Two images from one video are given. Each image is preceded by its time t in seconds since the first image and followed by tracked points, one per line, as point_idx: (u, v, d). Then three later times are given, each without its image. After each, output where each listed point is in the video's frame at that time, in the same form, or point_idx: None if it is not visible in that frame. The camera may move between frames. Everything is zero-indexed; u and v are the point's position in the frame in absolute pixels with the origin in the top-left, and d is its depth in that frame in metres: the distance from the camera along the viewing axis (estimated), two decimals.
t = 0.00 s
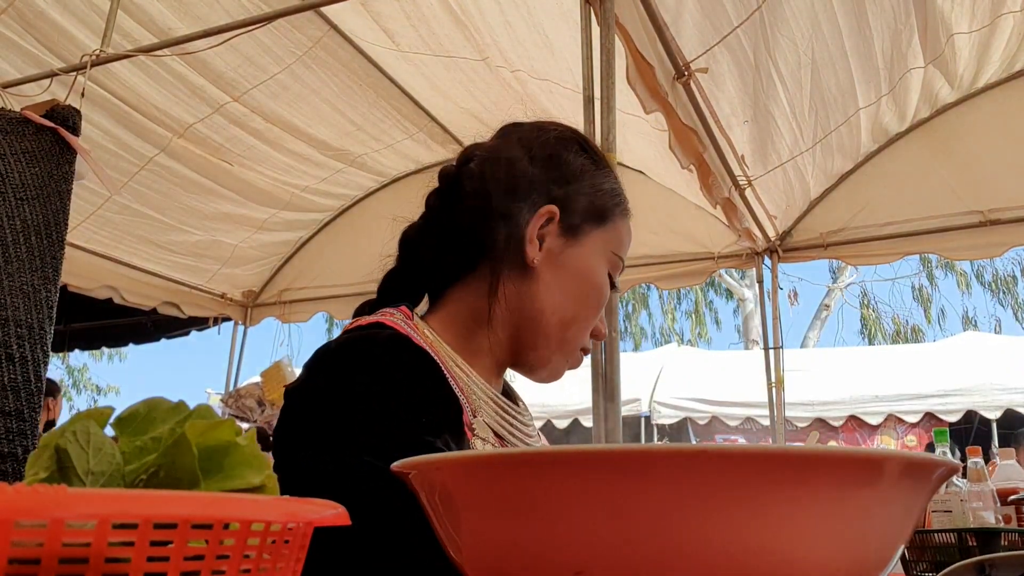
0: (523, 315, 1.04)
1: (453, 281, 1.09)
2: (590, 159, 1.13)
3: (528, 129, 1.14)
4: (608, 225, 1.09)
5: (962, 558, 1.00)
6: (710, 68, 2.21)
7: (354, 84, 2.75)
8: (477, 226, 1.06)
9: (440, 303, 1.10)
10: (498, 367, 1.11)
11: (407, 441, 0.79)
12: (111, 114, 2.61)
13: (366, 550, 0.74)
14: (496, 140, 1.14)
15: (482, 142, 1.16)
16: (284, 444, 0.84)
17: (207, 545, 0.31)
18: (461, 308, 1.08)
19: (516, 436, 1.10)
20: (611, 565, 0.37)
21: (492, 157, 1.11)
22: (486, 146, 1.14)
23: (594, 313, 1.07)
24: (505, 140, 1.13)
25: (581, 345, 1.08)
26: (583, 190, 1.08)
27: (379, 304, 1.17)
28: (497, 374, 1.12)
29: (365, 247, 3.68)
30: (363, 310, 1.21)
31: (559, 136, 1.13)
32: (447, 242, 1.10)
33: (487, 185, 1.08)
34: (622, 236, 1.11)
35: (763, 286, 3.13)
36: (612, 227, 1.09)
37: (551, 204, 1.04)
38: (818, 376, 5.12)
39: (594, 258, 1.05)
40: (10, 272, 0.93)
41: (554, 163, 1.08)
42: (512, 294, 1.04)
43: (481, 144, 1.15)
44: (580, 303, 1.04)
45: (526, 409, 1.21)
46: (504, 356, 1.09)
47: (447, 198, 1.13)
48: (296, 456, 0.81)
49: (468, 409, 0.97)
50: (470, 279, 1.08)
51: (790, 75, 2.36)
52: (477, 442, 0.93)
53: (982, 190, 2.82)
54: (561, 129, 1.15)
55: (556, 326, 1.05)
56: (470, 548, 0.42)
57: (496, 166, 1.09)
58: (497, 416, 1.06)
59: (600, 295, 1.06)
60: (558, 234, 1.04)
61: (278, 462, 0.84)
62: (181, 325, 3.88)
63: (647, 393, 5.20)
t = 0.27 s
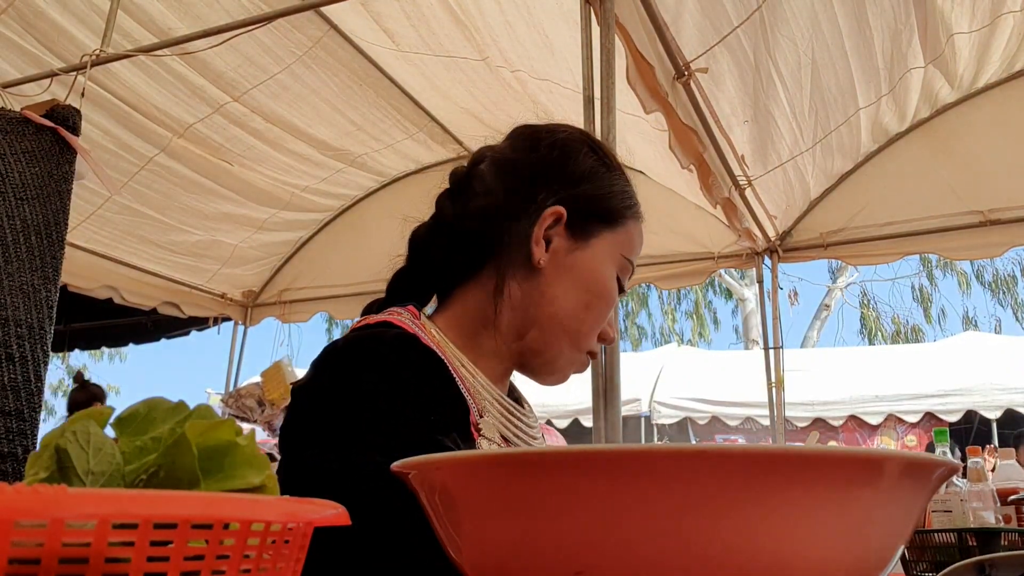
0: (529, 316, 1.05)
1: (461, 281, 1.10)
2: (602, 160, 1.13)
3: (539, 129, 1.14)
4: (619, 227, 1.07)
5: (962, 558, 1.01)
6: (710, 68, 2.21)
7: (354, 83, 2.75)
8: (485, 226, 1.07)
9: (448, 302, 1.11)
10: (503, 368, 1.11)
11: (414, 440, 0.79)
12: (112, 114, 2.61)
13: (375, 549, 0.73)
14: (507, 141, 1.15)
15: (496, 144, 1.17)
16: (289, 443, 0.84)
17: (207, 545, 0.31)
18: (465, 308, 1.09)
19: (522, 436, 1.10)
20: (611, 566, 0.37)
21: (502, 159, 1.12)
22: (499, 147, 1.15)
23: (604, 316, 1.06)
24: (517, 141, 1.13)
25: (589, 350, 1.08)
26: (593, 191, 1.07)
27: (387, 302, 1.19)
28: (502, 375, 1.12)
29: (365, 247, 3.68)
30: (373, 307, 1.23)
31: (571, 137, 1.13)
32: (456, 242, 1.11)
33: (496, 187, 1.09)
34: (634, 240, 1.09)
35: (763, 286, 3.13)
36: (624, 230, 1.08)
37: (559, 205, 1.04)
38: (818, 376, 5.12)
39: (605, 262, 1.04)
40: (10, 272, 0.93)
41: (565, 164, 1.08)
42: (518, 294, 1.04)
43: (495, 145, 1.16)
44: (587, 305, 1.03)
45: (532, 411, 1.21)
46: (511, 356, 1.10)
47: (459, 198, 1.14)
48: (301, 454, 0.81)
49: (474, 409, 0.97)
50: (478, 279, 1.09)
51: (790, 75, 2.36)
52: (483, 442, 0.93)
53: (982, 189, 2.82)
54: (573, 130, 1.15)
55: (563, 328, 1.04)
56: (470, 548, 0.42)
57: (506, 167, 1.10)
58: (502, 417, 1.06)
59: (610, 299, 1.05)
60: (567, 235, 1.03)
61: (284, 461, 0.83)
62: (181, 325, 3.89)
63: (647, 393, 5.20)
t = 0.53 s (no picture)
0: (534, 319, 1.05)
1: (468, 282, 1.11)
2: (614, 165, 1.13)
3: (552, 133, 1.13)
4: (628, 234, 1.07)
5: (962, 558, 1.00)
6: (710, 68, 2.21)
7: (354, 83, 2.75)
8: (494, 228, 1.08)
9: (454, 301, 1.12)
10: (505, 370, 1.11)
11: (414, 440, 0.79)
12: (111, 114, 2.61)
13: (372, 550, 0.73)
14: (519, 144, 1.15)
15: (509, 147, 1.17)
16: (289, 442, 0.84)
17: (207, 545, 0.31)
18: (468, 309, 1.09)
19: (521, 437, 1.10)
20: (612, 566, 0.37)
21: (514, 161, 1.12)
22: (511, 150, 1.15)
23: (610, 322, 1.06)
24: (528, 144, 1.14)
25: (592, 355, 1.07)
26: (604, 196, 1.07)
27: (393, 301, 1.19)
28: (504, 377, 1.12)
29: (365, 247, 3.68)
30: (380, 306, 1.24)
31: (583, 142, 1.13)
32: (464, 244, 1.12)
33: (507, 189, 1.10)
34: (643, 247, 1.09)
35: (763, 285, 3.13)
36: (633, 237, 1.07)
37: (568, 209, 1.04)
38: (819, 376, 5.12)
39: (613, 268, 1.04)
40: (10, 272, 0.93)
41: (576, 169, 1.08)
42: (525, 297, 1.04)
43: (506, 147, 1.17)
44: (593, 310, 1.03)
45: (533, 412, 1.21)
46: (514, 358, 1.10)
47: (469, 200, 1.15)
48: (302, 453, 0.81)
49: (474, 409, 0.97)
50: (483, 280, 1.09)
51: (790, 75, 2.36)
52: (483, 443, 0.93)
53: (982, 190, 2.82)
54: (584, 135, 1.15)
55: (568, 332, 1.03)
56: (470, 547, 0.42)
57: (517, 170, 1.11)
58: (503, 418, 1.06)
59: (616, 305, 1.04)
60: (575, 240, 1.03)
61: (285, 460, 0.83)
62: (181, 325, 3.90)
63: (647, 393, 5.20)
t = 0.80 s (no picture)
0: (537, 321, 1.04)
1: (471, 282, 1.11)
2: (618, 169, 1.12)
3: (557, 136, 1.14)
4: (632, 237, 1.07)
5: (962, 558, 1.00)
6: (710, 68, 2.21)
7: (354, 83, 2.75)
8: (499, 228, 1.08)
9: (456, 300, 1.12)
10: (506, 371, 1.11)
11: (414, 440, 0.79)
12: (112, 114, 2.61)
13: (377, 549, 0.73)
14: (525, 145, 1.15)
15: (515, 148, 1.17)
16: (290, 442, 0.84)
17: (208, 545, 0.31)
18: (470, 310, 1.09)
19: (521, 438, 1.10)
20: (612, 566, 0.37)
21: (520, 162, 1.12)
22: (517, 151, 1.15)
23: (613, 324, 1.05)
24: (533, 146, 1.14)
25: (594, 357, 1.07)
26: (608, 199, 1.06)
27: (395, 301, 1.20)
28: (505, 378, 1.12)
29: (365, 247, 3.68)
30: (384, 304, 1.24)
31: (588, 144, 1.13)
32: (469, 244, 1.12)
33: (512, 190, 1.10)
34: (646, 251, 1.09)
35: (763, 285, 3.13)
36: (636, 240, 1.07)
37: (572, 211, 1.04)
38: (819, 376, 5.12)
39: (616, 270, 1.04)
40: (11, 272, 0.93)
41: (581, 172, 1.08)
42: (528, 298, 1.04)
43: (511, 149, 1.17)
44: (597, 313, 1.02)
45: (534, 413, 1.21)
46: (515, 359, 1.09)
47: (474, 201, 1.15)
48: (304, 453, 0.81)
49: (474, 410, 0.97)
50: (485, 280, 1.09)
51: (790, 75, 2.36)
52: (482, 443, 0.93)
53: (982, 189, 2.82)
54: (590, 138, 1.15)
55: (571, 334, 1.03)
56: (469, 547, 0.43)
57: (523, 172, 1.11)
58: (502, 419, 1.06)
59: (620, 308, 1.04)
60: (579, 243, 1.03)
61: (285, 460, 0.83)
62: (181, 324, 3.90)
63: (647, 393, 5.20)
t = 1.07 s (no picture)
0: (537, 321, 1.05)
1: (471, 283, 1.11)
2: (619, 169, 1.12)
3: (558, 136, 1.13)
4: (633, 238, 1.07)
5: (962, 558, 1.00)
6: (710, 68, 2.20)
7: (354, 83, 2.75)
8: (499, 229, 1.08)
9: (457, 301, 1.12)
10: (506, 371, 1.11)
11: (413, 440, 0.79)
12: (111, 114, 2.61)
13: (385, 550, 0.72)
14: (526, 146, 1.15)
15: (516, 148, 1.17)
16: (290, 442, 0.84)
17: (207, 545, 0.31)
18: (470, 310, 1.09)
19: (521, 438, 1.10)
20: (612, 566, 0.37)
21: (520, 163, 1.12)
22: (518, 152, 1.15)
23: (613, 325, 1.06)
24: (534, 147, 1.13)
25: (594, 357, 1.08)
26: (609, 200, 1.06)
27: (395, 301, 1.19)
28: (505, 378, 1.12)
29: (365, 247, 3.68)
30: (384, 305, 1.24)
31: (589, 146, 1.12)
32: (469, 245, 1.12)
33: (512, 191, 1.09)
34: (646, 252, 1.09)
35: (763, 286, 3.13)
36: (637, 241, 1.07)
37: (573, 212, 1.04)
38: (819, 376, 5.11)
39: (617, 271, 1.04)
40: (10, 272, 0.93)
41: (583, 173, 1.08)
42: (528, 299, 1.04)
43: (512, 150, 1.17)
44: (597, 312, 1.03)
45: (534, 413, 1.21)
46: (515, 359, 1.10)
47: (474, 201, 1.15)
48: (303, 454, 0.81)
49: (473, 409, 0.97)
50: (485, 281, 1.09)
51: (790, 75, 2.36)
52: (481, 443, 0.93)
53: (982, 189, 2.82)
54: (591, 139, 1.14)
55: (570, 332, 1.04)
56: (468, 547, 0.43)
57: (523, 173, 1.10)
58: (502, 419, 1.06)
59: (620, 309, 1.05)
60: (580, 243, 1.03)
61: (285, 460, 0.83)
62: (181, 324, 3.88)
63: (647, 393, 5.20)
